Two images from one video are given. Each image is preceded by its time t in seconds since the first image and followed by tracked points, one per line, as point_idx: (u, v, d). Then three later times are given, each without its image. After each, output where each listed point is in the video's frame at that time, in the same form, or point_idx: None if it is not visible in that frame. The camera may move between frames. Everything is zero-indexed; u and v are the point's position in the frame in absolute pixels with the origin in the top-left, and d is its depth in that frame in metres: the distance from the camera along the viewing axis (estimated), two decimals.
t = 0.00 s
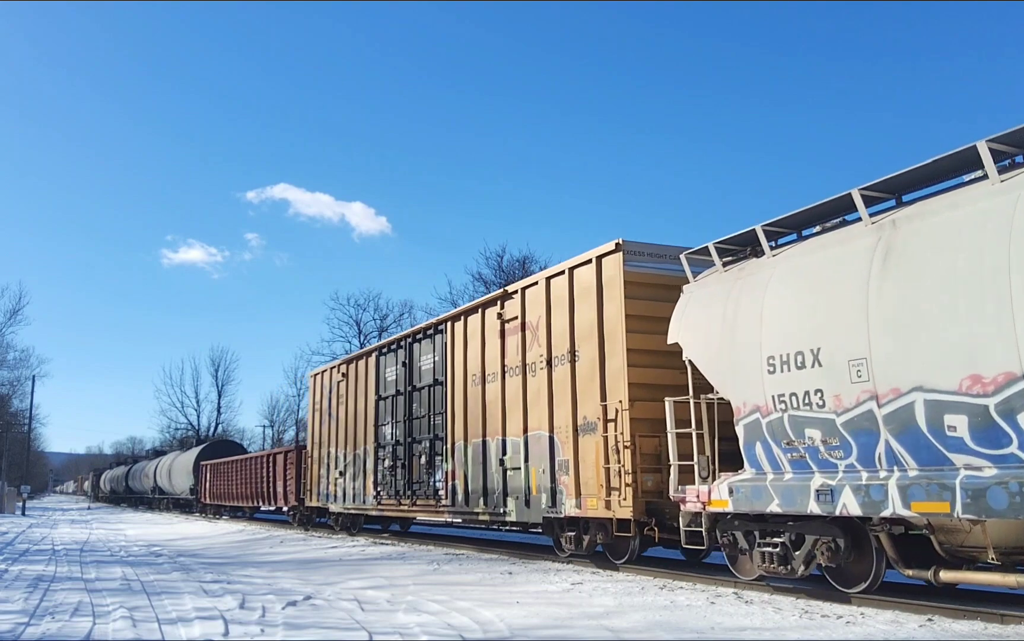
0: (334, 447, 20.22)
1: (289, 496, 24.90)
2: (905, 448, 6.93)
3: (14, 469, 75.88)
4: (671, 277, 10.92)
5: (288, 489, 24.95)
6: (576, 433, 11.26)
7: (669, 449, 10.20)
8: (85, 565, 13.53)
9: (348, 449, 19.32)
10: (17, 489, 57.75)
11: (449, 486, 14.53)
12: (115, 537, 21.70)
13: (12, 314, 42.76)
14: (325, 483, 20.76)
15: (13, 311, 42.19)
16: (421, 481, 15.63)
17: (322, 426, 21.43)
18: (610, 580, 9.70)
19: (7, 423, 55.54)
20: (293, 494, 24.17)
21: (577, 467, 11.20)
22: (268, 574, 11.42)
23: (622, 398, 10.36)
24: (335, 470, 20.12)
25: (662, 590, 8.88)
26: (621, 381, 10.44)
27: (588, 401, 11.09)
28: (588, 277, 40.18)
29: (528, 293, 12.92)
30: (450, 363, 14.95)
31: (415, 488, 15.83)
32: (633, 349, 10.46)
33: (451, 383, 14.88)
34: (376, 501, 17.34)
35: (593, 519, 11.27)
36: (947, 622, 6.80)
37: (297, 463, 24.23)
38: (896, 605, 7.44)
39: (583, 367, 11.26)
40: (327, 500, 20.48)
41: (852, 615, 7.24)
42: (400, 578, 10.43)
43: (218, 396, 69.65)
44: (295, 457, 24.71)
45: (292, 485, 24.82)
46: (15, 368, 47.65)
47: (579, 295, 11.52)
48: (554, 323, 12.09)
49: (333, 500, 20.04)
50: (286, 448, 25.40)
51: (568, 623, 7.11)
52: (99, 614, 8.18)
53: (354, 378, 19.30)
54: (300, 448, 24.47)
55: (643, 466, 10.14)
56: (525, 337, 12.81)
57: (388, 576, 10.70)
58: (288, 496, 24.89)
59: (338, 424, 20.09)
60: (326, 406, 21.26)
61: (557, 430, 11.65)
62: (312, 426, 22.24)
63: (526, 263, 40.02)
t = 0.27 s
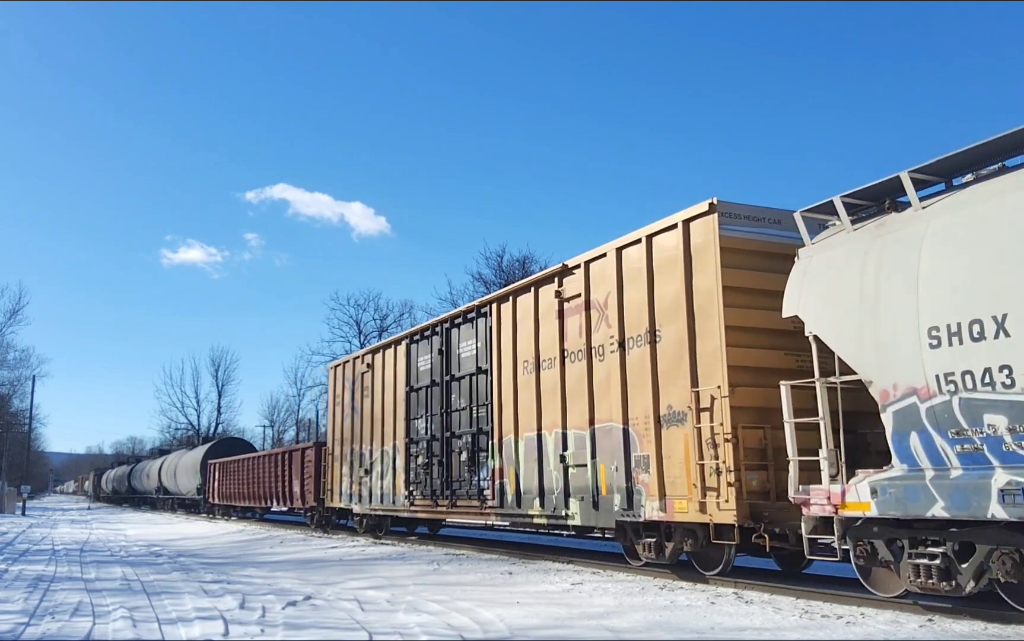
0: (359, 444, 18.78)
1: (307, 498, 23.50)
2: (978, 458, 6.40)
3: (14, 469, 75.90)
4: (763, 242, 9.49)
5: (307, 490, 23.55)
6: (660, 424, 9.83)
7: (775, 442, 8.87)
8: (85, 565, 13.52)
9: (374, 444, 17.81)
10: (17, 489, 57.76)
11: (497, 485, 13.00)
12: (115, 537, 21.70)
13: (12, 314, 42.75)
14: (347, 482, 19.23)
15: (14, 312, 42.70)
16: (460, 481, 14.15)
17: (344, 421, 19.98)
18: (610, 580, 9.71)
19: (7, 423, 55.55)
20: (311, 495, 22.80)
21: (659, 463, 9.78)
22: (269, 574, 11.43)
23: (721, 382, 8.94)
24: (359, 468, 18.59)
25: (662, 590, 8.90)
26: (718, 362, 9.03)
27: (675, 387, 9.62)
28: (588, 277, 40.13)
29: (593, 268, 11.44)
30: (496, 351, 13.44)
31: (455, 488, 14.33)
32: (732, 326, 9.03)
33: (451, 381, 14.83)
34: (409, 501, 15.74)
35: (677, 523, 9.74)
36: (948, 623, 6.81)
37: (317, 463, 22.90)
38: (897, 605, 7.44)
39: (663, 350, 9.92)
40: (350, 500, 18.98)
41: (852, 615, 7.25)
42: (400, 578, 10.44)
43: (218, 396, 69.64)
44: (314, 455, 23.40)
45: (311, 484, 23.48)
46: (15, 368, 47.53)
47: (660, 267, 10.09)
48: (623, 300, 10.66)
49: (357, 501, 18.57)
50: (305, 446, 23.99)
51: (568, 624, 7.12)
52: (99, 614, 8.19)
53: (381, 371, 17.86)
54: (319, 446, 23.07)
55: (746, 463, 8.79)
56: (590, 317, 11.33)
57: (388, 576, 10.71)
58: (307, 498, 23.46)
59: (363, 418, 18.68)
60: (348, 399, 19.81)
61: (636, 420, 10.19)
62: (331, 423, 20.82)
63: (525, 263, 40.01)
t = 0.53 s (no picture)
0: (388, 438, 17.31)
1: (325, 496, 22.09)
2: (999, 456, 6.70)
3: (14, 469, 75.90)
4: (892, 194, 7.94)
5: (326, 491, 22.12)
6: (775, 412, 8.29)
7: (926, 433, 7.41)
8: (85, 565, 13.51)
9: (405, 438, 16.42)
10: (17, 489, 57.76)
11: (555, 482, 11.66)
12: (114, 537, 21.67)
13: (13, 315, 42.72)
14: (375, 481, 17.82)
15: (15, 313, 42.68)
16: (511, 477, 12.78)
17: (370, 413, 18.46)
18: (610, 580, 9.71)
19: (8, 424, 55.54)
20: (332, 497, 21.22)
21: (772, 459, 8.26)
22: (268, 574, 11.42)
23: (860, 361, 7.43)
24: (388, 465, 17.11)
25: (662, 590, 8.89)
26: (859, 342, 7.48)
27: (789, 372, 8.14)
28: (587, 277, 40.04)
29: (676, 233, 9.89)
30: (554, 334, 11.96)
31: (506, 487, 12.89)
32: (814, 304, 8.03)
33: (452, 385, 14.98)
34: (449, 502, 14.43)
35: (792, 529, 8.33)
36: (947, 623, 6.81)
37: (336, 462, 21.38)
38: (897, 605, 7.44)
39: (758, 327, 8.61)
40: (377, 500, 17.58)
41: (852, 615, 7.25)
42: (400, 578, 10.43)
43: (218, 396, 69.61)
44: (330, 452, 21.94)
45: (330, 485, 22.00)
46: (14, 368, 47.47)
47: (768, 226, 8.59)
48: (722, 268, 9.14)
49: (387, 501, 17.13)
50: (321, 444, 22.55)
51: (568, 624, 7.12)
52: (99, 614, 8.18)
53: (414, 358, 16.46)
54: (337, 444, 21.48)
55: (892, 458, 7.30)
56: (674, 290, 9.79)
57: (388, 576, 10.70)
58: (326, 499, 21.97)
59: (392, 409, 17.23)
60: (372, 392, 18.34)
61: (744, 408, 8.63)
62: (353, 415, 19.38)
63: (525, 263, 39.97)
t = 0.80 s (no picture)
0: (417, 432, 15.77)
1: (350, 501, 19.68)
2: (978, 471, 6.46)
3: (14, 469, 75.90)
4: None
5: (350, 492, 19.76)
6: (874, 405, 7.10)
7: None
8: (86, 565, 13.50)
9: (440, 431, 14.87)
10: (18, 488, 57.81)
11: (631, 481, 9.88)
12: (115, 537, 21.63)
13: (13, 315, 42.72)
14: (401, 479, 16.22)
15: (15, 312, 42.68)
16: (573, 475, 11.01)
17: (398, 407, 16.92)
18: (610, 580, 9.69)
19: (8, 423, 55.55)
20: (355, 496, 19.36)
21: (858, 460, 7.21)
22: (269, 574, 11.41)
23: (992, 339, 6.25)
24: (418, 461, 15.53)
25: (662, 590, 8.88)
26: (986, 314, 6.34)
27: (941, 352, 6.63)
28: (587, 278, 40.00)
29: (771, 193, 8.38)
30: (621, 310, 10.45)
31: (567, 487, 11.08)
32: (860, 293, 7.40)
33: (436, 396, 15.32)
34: (495, 501, 12.84)
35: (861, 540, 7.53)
36: (947, 622, 6.80)
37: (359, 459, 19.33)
38: (897, 605, 7.44)
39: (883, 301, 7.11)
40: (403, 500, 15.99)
41: (852, 615, 7.24)
42: (400, 578, 10.42)
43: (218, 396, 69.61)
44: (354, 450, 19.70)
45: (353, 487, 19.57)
46: (14, 368, 47.45)
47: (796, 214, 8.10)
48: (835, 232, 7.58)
49: (418, 500, 15.40)
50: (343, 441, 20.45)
51: (568, 624, 7.11)
52: (99, 615, 8.17)
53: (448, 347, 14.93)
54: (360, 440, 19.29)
55: None
56: (792, 252, 8.07)
57: (388, 576, 10.69)
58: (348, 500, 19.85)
59: (425, 403, 15.50)
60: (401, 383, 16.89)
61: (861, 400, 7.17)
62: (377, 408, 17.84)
63: (525, 263, 39.95)
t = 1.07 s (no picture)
0: (457, 425, 14.13)
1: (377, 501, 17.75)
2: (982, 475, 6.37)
3: (14, 468, 75.94)
4: None
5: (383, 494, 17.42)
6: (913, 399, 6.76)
7: None
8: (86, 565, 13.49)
9: (486, 424, 13.22)
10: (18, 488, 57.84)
11: (733, 479, 8.39)
12: (115, 537, 21.60)
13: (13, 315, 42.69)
14: (439, 477, 14.66)
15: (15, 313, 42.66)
16: (656, 472, 9.44)
17: (436, 397, 15.18)
18: (610, 580, 9.69)
19: (8, 424, 55.53)
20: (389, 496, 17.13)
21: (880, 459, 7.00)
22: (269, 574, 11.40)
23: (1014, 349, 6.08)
24: (458, 457, 13.93)
25: (662, 590, 8.87)
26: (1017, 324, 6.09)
27: (992, 356, 6.23)
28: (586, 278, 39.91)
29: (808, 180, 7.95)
30: (708, 282, 9.03)
31: (648, 484, 9.54)
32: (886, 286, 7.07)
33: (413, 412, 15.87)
34: (556, 502, 11.19)
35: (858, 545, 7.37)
36: (947, 622, 6.81)
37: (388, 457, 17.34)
38: (897, 605, 7.44)
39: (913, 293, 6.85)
40: (438, 501, 14.63)
41: (851, 615, 7.24)
42: (400, 578, 10.42)
43: (218, 396, 69.62)
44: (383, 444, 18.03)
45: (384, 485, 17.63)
46: (15, 367, 47.39)
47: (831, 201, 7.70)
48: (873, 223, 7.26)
49: (462, 503, 13.67)
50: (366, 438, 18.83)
51: (568, 624, 7.11)
52: (99, 614, 8.16)
53: (498, 331, 13.17)
54: (386, 434, 17.83)
55: None
56: (958, 201, 6.63)
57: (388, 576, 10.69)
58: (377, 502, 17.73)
59: (472, 389, 13.75)
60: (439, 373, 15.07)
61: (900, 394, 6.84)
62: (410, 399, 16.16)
63: (524, 264, 39.89)
